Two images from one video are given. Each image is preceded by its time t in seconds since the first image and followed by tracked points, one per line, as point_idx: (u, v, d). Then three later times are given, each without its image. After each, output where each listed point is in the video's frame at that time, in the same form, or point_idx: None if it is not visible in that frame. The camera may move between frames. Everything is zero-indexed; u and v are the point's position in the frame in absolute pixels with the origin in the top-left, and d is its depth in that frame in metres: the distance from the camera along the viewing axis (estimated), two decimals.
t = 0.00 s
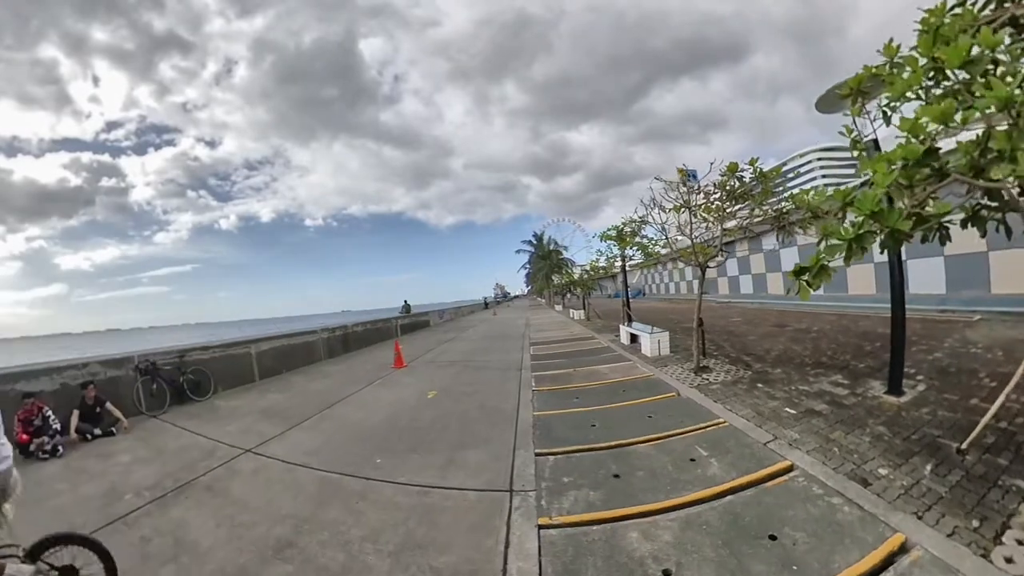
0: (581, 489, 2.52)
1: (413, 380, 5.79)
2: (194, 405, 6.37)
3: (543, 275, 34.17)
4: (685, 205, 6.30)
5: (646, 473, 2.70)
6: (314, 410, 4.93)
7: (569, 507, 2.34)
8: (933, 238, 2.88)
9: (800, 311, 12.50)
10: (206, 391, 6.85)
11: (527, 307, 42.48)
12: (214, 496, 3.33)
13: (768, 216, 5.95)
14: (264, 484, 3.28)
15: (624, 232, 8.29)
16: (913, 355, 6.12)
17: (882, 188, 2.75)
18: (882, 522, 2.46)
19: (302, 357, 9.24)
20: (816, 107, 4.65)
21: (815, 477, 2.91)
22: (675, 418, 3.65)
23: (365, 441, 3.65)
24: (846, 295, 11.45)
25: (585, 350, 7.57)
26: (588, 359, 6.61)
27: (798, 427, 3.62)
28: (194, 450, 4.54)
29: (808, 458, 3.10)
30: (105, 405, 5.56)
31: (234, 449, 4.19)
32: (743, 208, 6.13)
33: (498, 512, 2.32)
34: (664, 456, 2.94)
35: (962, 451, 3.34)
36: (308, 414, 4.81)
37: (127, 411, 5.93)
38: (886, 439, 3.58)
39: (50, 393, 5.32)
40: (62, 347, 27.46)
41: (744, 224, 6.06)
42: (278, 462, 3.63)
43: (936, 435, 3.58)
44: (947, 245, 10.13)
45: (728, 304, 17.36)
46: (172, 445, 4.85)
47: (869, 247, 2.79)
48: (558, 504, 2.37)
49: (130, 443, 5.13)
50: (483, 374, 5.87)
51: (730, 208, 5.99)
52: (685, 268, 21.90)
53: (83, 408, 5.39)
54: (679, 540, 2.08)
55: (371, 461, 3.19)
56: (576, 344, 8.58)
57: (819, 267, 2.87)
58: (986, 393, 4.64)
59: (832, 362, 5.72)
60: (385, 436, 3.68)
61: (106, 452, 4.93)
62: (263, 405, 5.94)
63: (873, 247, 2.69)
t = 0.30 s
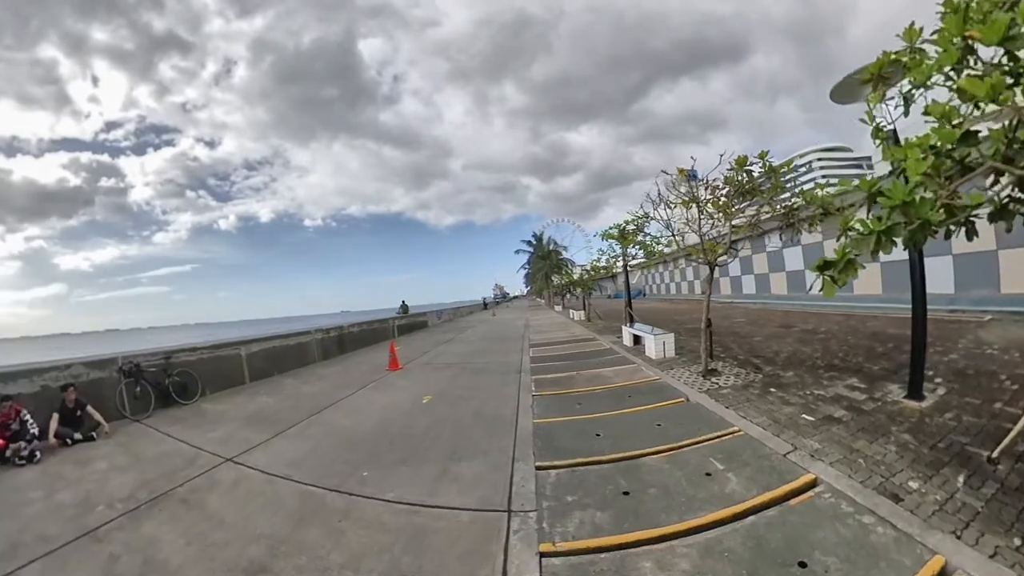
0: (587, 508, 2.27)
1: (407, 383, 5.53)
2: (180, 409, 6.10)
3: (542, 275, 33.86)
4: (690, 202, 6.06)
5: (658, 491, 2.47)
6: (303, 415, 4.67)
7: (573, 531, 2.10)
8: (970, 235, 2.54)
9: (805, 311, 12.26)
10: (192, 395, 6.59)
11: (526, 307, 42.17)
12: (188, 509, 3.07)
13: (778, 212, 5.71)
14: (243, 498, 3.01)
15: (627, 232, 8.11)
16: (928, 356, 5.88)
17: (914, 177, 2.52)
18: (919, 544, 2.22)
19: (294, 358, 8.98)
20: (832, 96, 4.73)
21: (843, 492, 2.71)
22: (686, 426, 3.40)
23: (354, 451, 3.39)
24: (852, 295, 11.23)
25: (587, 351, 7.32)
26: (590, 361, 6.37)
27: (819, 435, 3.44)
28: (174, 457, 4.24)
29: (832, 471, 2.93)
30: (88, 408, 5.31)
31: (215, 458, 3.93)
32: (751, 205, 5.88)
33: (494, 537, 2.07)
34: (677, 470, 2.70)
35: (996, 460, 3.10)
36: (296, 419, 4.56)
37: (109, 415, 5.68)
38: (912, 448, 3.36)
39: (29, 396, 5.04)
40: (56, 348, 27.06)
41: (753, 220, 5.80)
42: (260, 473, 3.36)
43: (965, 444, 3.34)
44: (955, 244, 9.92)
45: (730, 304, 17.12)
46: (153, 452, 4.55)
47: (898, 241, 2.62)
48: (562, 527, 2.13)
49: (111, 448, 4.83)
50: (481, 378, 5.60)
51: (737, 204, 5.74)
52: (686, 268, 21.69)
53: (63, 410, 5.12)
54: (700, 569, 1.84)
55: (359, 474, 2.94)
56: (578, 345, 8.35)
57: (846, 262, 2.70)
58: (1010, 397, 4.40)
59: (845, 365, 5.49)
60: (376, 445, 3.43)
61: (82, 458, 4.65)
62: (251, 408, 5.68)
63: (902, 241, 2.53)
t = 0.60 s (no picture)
0: (597, 535, 2.02)
1: (402, 387, 5.27)
2: (164, 413, 5.82)
3: (542, 275, 33.57)
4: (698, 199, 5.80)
5: (676, 512, 2.22)
6: (292, 421, 4.41)
7: (583, 562, 1.85)
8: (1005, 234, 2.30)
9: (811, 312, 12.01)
10: (178, 398, 6.32)
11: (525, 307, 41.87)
12: (159, 525, 2.80)
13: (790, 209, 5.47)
14: (219, 515, 2.75)
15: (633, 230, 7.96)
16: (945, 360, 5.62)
17: (958, 167, 2.26)
18: (965, 572, 1.96)
19: (287, 359, 8.72)
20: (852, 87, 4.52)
21: (875, 512, 2.47)
22: (700, 437, 3.15)
23: (342, 462, 3.14)
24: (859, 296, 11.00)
25: (590, 353, 7.07)
26: (594, 363, 6.11)
27: (843, 447, 3.21)
28: (152, 465, 3.96)
29: (863, 488, 2.70)
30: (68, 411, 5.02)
31: (194, 468, 3.65)
32: (762, 201, 5.61)
33: (492, 569, 1.81)
34: (695, 488, 2.46)
35: None
36: (284, 426, 4.29)
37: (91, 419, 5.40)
38: (942, 460, 3.11)
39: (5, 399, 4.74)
40: (48, 347, 26.56)
41: (765, 217, 5.55)
42: (241, 485, 3.10)
43: (997, 455, 3.09)
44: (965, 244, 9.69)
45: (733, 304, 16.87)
46: (131, 459, 4.27)
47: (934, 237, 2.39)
48: (569, 557, 1.88)
49: (88, 454, 4.54)
50: (480, 381, 5.34)
51: (748, 200, 5.48)
52: (688, 268, 21.45)
53: (40, 414, 4.82)
54: None
55: (345, 490, 2.68)
56: (580, 346, 8.08)
57: (881, 260, 2.46)
58: None
59: (860, 369, 5.25)
60: (366, 456, 3.17)
61: (56, 464, 4.37)
62: (238, 412, 5.40)
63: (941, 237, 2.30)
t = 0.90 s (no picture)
0: (611, 571, 1.77)
1: (397, 393, 5.02)
2: (150, 420, 5.58)
3: (542, 274, 33.30)
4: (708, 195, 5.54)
5: (701, 543, 1.97)
6: (280, 430, 4.17)
7: None
8: None
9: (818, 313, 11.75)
10: (164, 403, 6.07)
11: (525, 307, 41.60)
12: (126, 549, 2.54)
13: (804, 206, 5.22)
14: (191, 539, 2.50)
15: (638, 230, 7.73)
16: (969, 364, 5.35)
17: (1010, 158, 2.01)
18: None
19: (280, 361, 8.48)
20: (874, 77, 4.35)
21: (916, 537, 2.22)
22: (719, 452, 2.92)
23: (331, 480, 2.90)
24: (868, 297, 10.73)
25: (594, 356, 6.84)
26: (598, 367, 5.88)
27: (873, 462, 2.98)
28: (131, 478, 3.73)
29: (900, 509, 2.45)
30: (45, 418, 4.74)
31: (174, 484, 3.41)
32: (775, 198, 5.38)
33: None
34: (718, 513, 2.22)
35: None
36: (271, 436, 4.04)
37: (69, 426, 5.16)
38: (978, 475, 2.86)
39: None
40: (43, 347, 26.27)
41: (778, 215, 5.32)
42: (220, 505, 2.85)
43: None
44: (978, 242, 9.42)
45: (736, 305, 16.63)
46: (109, 471, 4.03)
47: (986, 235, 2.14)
48: None
49: (66, 464, 4.30)
50: (479, 387, 5.10)
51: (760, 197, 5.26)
52: (689, 268, 21.20)
53: (15, 421, 4.54)
54: None
55: (330, 513, 2.44)
56: (582, 348, 7.85)
57: (927, 261, 2.19)
58: None
59: (878, 375, 5.01)
60: (356, 473, 2.92)
61: (32, 473, 4.14)
62: (225, 418, 5.15)
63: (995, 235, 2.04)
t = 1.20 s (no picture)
0: None
1: (393, 397, 4.82)
2: (136, 425, 5.37)
3: (542, 274, 33.08)
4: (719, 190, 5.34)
5: (728, 567, 1.78)
6: (269, 437, 3.97)
7: None
8: None
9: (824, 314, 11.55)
10: (151, 407, 5.88)
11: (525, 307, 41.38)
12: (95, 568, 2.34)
13: (816, 203, 5.04)
14: (166, 559, 2.29)
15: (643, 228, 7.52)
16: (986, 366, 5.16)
17: None
18: None
19: (275, 363, 8.27)
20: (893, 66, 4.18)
21: (956, 554, 2.01)
22: (738, 463, 2.73)
23: (320, 494, 2.70)
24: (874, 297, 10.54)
25: (597, 358, 6.64)
26: (603, 370, 5.67)
27: (901, 471, 2.78)
28: (111, 488, 3.52)
29: (935, 523, 2.25)
30: (27, 423, 4.53)
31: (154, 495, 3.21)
32: (787, 193, 5.19)
33: None
34: (744, 532, 2.03)
35: None
36: (259, 444, 3.84)
37: (51, 431, 4.94)
38: (1014, 484, 2.64)
39: None
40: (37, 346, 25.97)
41: (790, 211, 5.12)
42: (200, 521, 2.66)
43: None
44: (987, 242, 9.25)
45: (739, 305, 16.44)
46: (88, 479, 3.82)
47: None
48: None
49: (45, 472, 4.09)
50: (479, 390, 4.90)
51: (772, 193, 5.07)
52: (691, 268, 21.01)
53: None
54: None
55: (316, 533, 2.25)
56: (585, 350, 7.65)
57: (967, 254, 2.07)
58: None
59: (895, 377, 4.82)
60: (348, 486, 2.73)
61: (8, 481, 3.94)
62: (214, 423, 4.94)
63: None
